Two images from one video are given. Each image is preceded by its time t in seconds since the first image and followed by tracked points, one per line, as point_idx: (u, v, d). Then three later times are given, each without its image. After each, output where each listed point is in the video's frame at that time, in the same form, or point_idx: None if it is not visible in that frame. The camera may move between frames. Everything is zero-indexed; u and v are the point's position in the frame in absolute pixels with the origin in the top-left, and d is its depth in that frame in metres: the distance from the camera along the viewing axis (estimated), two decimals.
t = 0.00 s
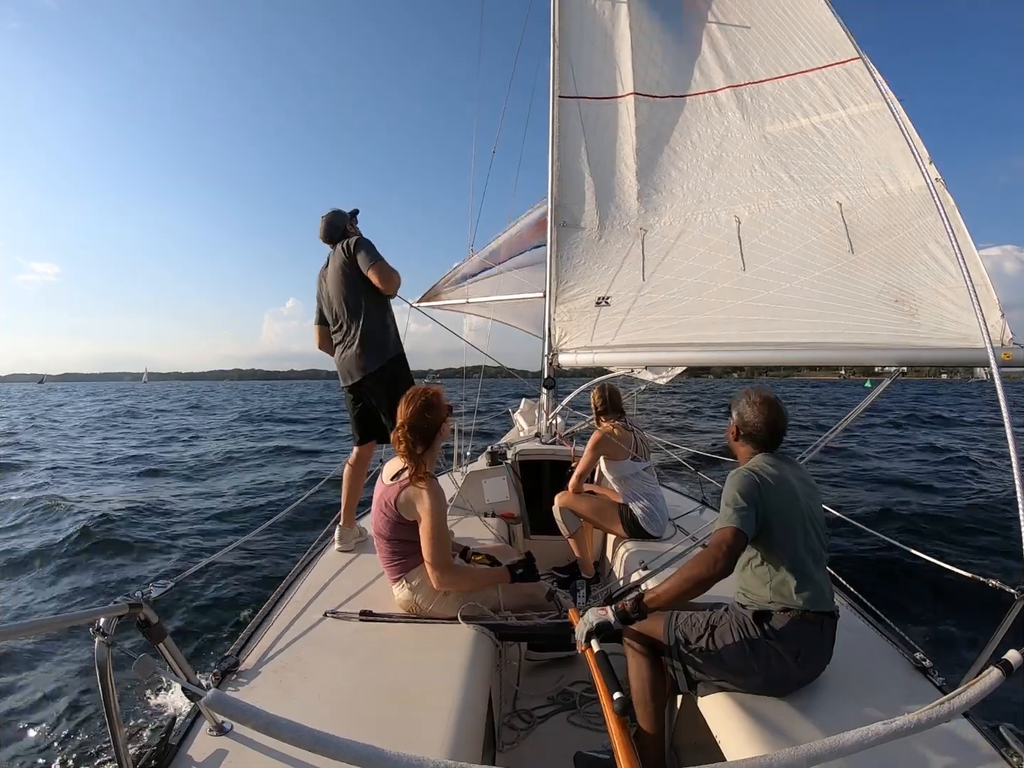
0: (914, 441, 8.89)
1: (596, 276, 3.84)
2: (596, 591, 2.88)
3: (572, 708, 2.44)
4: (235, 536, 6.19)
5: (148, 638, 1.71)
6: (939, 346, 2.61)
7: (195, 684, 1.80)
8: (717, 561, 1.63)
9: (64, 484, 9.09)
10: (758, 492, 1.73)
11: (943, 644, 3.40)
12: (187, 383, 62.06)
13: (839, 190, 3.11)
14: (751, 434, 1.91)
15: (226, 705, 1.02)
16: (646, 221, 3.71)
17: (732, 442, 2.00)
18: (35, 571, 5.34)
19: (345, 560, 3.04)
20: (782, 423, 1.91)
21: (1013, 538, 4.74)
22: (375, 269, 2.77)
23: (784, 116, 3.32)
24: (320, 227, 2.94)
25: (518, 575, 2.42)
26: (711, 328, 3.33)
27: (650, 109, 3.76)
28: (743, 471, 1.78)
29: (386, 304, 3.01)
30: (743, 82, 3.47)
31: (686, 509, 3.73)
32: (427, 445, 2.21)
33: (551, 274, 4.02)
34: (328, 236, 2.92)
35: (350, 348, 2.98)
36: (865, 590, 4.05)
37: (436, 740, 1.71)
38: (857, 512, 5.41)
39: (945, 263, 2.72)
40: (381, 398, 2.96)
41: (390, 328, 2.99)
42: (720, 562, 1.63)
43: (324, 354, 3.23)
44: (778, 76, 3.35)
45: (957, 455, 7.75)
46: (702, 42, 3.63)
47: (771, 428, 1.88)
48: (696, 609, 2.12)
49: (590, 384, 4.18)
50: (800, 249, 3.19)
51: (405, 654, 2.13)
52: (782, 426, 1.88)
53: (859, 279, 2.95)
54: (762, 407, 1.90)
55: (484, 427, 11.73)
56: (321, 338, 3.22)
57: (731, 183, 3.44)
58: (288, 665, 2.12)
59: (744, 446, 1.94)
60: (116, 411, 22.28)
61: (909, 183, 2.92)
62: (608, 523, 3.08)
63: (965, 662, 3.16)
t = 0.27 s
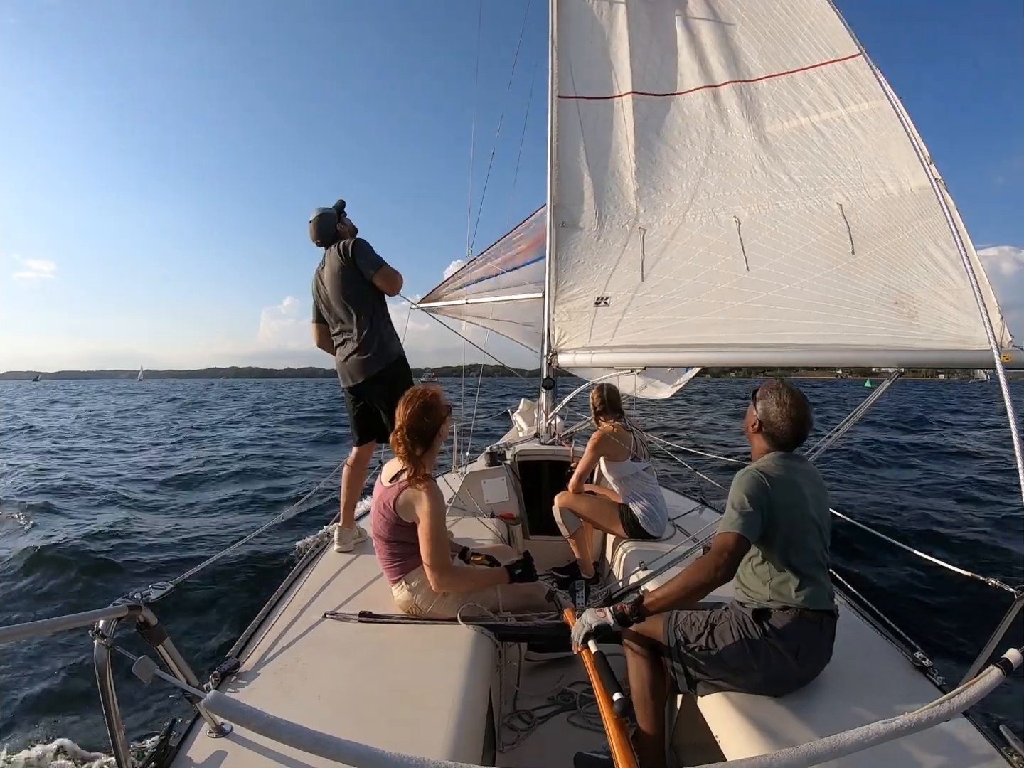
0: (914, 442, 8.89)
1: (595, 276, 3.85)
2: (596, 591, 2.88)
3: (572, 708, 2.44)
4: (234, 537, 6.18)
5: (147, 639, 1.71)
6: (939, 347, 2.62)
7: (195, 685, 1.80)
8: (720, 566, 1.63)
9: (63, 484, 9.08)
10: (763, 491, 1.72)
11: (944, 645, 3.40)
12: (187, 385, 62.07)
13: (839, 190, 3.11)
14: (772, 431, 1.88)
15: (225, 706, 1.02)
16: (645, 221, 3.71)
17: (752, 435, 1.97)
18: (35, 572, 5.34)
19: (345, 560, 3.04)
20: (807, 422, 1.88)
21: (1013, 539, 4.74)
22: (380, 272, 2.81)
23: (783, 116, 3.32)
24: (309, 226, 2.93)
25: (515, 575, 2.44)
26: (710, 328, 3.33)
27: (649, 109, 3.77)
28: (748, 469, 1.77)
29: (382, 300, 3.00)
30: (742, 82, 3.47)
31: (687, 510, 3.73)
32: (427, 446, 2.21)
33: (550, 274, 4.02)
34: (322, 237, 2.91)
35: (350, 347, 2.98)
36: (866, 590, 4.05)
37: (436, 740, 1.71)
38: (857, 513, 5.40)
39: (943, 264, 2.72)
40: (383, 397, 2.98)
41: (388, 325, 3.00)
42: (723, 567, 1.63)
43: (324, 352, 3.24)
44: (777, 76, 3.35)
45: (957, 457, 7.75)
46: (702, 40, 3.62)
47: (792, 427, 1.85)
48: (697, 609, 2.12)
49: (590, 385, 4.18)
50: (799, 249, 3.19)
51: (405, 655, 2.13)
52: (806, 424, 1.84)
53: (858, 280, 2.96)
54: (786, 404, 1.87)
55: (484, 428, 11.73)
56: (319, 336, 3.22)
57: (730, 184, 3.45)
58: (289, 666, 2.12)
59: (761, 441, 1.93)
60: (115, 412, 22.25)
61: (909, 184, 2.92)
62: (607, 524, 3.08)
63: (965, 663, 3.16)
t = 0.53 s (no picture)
0: (911, 442, 8.91)
1: (593, 276, 3.85)
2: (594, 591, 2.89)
3: (570, 707, 2.45)
4: (232, 536, 6.18)
5: (146, 638, 1.71)
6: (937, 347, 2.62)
7: (193, 683, 1.80)
8: (717, 568, 1.63)
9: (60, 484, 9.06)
10: (770, 493, 1.71)
11: (941, 645, 3.41)
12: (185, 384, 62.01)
13: (837, 191, 3.12)
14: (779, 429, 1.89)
15: (224, 705, 1.02)
16: (644, 221, 3.72)
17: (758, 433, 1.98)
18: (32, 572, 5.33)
19: (343, 559, 3.04)
20: (815, 422, 1.88)
21: (1009, 539, 4.76)
22: (379, 273, 2.82)
23: (782, 117, 3.32)
24: (307, 223, 2.92)
25: (515, 575, 2.43)
26: (708, 328, 3.34)
27: (648, 109, 3.77)
28: (757, 471, 1.76)
29: (379, 298, 3.00)
30: (742, 83, 3.47)
31: (685, 509, 3.74)
32: (425, 445, 2.21)
33: (549, 274, 4.02)
34: (317, 236, 2.91)
35: (347, 347, 2.98)
36: (863, 590, 4.06)
37: (435, 739, 1.71)
38: (854, 513, 5.42)
39: (941, 265, 2.73)
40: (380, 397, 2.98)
41: (386, 325, 3.00)
42: (720, 570, 1.63)
43: (320, 351, 3.24)
44: (777, 77, 3.35)
45: (954, 457, 7.77)
46: (701, 40, 3.62)
47: (800, 427, 1.86)
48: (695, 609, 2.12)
49: (588, 384, 4.18)
50: (797, 250, 3.19)
51: (404, 654, 2.14)
52: (813, 423, 1.85)
53: (856, 280, 2.96)
54: (792, 404, 1.87)
55: (482, 428, 11.73)
56: (315, 334, 3.22)
57: (729, 184, 3.45)
58: (288, 665, 2.12)
59: (768, 440, 1.93)
60: (112, 410, 22.20)
61: (906, 186, 2.93)
62: (605, 523, 3.09)
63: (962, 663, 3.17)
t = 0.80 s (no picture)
0: (910, 442, 8.91)
1: (593, 272, 3.84)
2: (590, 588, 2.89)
3: (565, 704, 2.45)
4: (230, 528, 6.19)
5: (142, 629, 1.71)
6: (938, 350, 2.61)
7: (189, 675, 1.80)
8: (705, 569, 1.64)
9: (60, 481, 9.09)
10: (766, 492, 1.70)
11: (936, 646, 3.41)
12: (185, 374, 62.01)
13: (841, 192, 3.10)
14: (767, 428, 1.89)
15: (220, 698, 1.03)
16: (646, 218, 3.70)
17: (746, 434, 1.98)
18: (32, 567, 5.35)
19: (340, 553, 3.04)
20: (799, 418, 1.89)
21: (1006, 541, 4.76)
22: (375, 269, 2.81)
23: (787, 115, 3.30)
24: (306, 218, 2.91)
25: (509, 569, 2.49)
26: (709, 327, 3.33)
27: (652, 106, 3.75)
28: (752, 471, 1.76)
29: (374, 293, 2.99)
30: (746, 80, 3.45)
31: (683, 507, 3.74)
32: (420, 440, 2.19)
33: (549, 270, 4.00)
34: (313, 228, 2.90)
35: (343, 344, 2.97)
36: (859, 590, 4.06)
37: (429, 733, 1.72)
38: (851, 514, 5.42)
39: (944, 267, 2.71)
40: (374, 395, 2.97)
41: (382, 323, 3.00)
42: (708, 571, 1.64)
43: (314, 348, 3.22)
44: (782, 75, 3.32)
45: (953, 457, 7.77)
46: (707, 36, 3.59)
47: (787, 425, 1.86)
48: (691, 608, 2.11)
49: (588, 381, 4.18)
50: (800, 250, 3.18)
51: (399, 647, 2.14)
52: (798, 421, 1.87)
53: (858, 281, 2.95)
54: (775, 403, 1.88)
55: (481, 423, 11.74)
56: (309, 331, 3.21)
57: (732, 182, 3.43)
58: (284, 657, 2.13)
59: (757, 441, 1.93)
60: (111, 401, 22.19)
61: (910, 187, 2.91)
62: (603, 520, 3.09)
63: (957, 665, 3.18)
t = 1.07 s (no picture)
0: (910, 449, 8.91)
1: (598, 272, 3.84)
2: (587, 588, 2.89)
3: (558, 703, 2.45)
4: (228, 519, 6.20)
5: (139, 618, 1.71)
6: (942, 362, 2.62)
7: (183, 664, 1.81)
8: (695, 577, 1.65)
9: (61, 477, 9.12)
10: (759, 500, 1.70)
11: (930, 656, 3.42)
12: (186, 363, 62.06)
13: (849, 201, 3.09)
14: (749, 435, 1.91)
15: (215, 687, 1.03)
16: (652, 219, 3.70)
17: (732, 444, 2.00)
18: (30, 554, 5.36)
19: (338, 547, 3.04)
20: (777, 422, 1.91)
21: (1003, 553, 4.77)
22: (374, 263, 2.80)
23: (797, 121, 3.29)
24: (308, 207, 2.90)
25: (506, 566, 2.49)
26: (713, 332, 3.33)
27: (662, 107, 3.75)
28: (744, 479, 1.76)
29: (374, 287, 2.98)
30: (758, 83, 3.44)
31: (682, 510, 3.74)
32: (415, 435, 2.20)
33: (555, 270, 4.00)
34: (310, 224, 2.88)
35: (342, 337, 2.98)
36: (855, 598, 4.07)
37: (421, 728, 1.72)
38: (849, 522, 5.42)
39: (950, 280, 2.71)
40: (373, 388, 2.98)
41: (382, 316, 2.99)
42: (698, 578, 1.65)
43: (315, 338, 3.23)
44: (794, 78, 3.31)
45: (952, 465, 7.77)
46: (719, 38, 3.58)
47: (766, 428, 1.89)
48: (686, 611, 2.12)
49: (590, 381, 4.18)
50: (807, 258, 3.18)
51: (393, 642, 2.14)
52: (777, 426, 1.89)
53: (863, 291, 2.95)
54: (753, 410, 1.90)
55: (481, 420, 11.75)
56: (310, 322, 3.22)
57: (740, 187, 3.43)
58: (279, 649, 2.13)
59: (741, 447, 1.95)
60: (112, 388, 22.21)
61: (918, 200, 2.90)
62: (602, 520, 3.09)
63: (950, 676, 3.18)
